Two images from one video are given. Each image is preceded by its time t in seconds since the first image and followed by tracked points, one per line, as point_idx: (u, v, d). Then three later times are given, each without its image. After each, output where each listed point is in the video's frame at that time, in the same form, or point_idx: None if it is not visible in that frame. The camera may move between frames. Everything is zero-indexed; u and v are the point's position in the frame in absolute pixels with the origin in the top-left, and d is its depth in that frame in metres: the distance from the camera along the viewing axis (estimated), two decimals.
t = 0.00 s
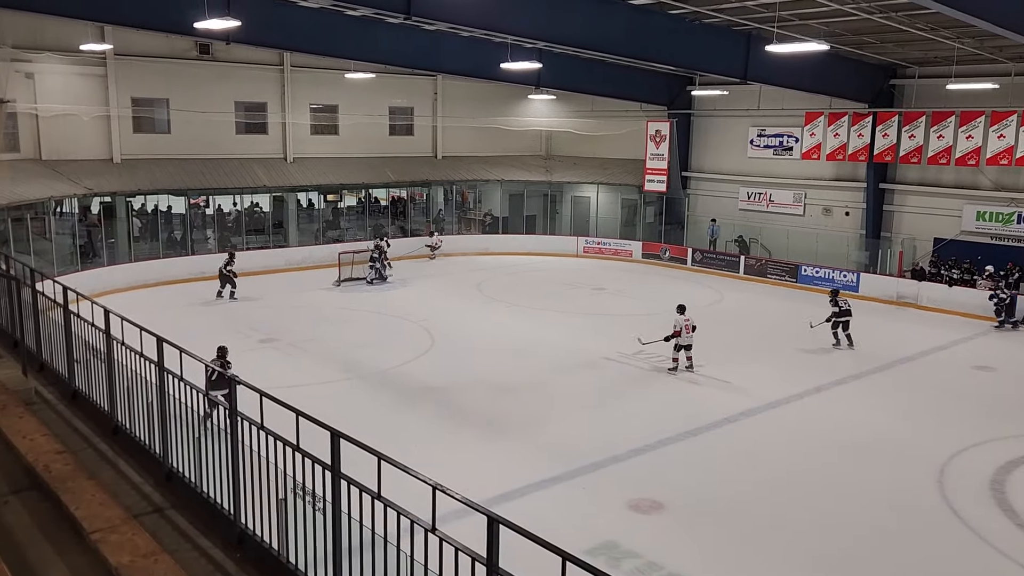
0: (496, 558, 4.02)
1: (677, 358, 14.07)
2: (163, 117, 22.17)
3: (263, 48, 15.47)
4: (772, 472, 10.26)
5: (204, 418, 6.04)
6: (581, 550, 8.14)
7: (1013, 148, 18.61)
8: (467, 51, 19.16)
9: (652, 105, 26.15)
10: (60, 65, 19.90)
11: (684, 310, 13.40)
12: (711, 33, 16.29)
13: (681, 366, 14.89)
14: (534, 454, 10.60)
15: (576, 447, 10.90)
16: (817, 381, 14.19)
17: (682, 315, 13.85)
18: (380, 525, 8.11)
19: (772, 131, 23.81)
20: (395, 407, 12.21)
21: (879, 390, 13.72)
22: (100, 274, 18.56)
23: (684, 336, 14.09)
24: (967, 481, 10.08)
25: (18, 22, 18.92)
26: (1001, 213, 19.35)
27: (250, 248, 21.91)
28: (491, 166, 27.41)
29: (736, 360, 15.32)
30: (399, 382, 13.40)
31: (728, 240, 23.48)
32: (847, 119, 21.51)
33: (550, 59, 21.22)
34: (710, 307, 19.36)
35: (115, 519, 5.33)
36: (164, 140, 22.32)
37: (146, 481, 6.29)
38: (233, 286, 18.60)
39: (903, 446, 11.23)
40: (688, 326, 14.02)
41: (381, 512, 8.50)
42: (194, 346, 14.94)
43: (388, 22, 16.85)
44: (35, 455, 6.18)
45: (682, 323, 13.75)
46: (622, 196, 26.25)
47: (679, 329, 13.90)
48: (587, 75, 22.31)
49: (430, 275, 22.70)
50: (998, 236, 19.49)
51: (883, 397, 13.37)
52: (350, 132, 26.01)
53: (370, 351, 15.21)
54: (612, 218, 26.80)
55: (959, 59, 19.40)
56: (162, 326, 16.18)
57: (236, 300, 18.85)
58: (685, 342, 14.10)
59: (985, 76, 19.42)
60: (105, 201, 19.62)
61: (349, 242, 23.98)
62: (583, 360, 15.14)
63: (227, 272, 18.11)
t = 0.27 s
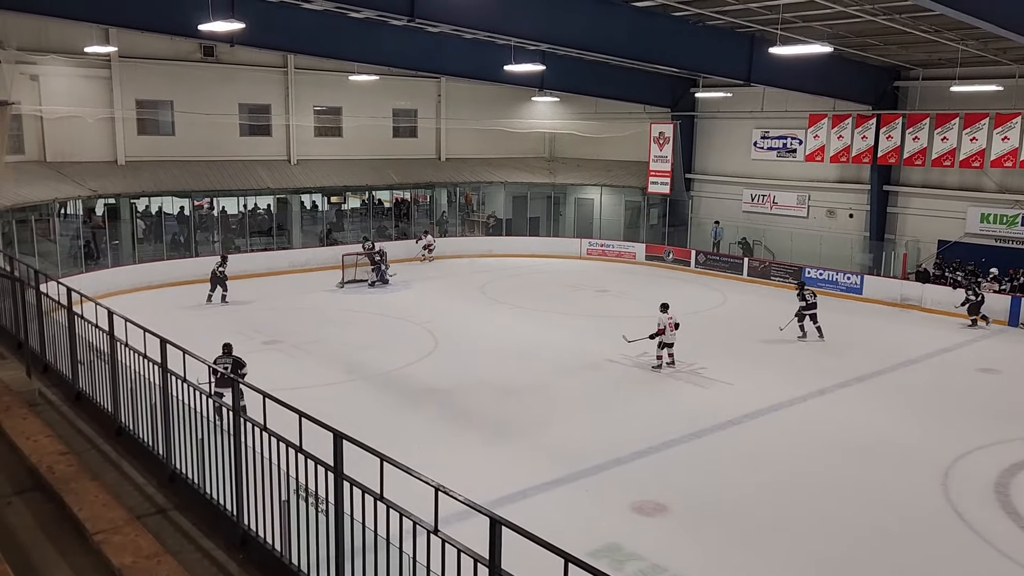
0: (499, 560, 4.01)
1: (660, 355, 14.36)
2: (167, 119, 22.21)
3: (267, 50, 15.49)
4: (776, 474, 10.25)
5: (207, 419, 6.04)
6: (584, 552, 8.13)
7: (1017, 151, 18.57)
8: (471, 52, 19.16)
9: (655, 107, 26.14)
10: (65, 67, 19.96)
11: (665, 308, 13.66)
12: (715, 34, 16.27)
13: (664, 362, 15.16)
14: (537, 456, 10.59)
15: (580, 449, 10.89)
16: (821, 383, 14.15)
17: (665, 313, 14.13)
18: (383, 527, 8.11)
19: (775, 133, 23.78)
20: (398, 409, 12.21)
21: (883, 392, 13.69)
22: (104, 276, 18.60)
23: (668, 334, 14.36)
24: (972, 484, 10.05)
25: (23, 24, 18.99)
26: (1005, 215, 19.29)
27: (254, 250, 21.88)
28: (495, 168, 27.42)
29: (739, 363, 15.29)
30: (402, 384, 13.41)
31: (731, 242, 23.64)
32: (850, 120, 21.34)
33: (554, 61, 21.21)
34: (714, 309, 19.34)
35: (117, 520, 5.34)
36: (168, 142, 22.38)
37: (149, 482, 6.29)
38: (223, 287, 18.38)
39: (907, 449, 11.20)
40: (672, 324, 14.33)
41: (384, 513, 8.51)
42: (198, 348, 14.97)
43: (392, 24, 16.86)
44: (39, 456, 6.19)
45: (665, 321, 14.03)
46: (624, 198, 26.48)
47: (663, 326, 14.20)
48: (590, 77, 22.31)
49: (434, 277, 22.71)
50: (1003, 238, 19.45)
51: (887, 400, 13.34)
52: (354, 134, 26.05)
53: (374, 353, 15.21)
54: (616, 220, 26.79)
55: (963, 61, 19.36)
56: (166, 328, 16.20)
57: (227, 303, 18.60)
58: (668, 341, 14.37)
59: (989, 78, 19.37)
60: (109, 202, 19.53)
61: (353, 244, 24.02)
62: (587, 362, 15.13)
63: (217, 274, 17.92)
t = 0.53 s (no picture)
0: (500, 562, 4.01)
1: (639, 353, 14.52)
2: (170, 120, 22.23)
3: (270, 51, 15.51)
4: (779, 476, 10.23)
5: (209, 419, 6.04)
6: (586, 553, 8.13)
7: (1021, 151, 18.29)
8: (474, 53, 19.16)
9: (658, 108, 26.13)
10: (68, 67, 19.98)
11: (645, 305, 13.86)
12: (718, 35, 16.26)
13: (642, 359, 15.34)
14: (539, 457, 10.58)
15: (583, 450, 10.89)
16: (824, 385, 14.13)
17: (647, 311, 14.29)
18: (384, 528, 8.11)
19: (778, 135, 23.78)
20: (401, 409, 12.21)
21: (885, 394, 13.68)
22: (107, 276, 18.62)
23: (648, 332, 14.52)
24: (975, 486, 10.04)
25: (26, 24, 19.02)
26: (1008, 217, 19.25)
27: (256, 250, 21.89)
28: (497, 169, 27.41)
29: (741, 364, 15.27)
30: (404, 385, 13.40)
31: (734, 243, 23.70)
32: (853, 122, 21.03)
33: (557, 62, 21.21)
34: (716, 310, 19.32)
35: (120, 520, 5.33)
36: (171, 142, 22.40)
37: (150, 483, 6.29)
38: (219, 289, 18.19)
39: (910, 451, 11.18)
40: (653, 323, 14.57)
41: (386, 514, 8.51)
42: (200, 348, 14.98)
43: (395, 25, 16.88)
44: (40, 456, 6.19)
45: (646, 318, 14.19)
46: (627, 198, 26.36)
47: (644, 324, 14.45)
48: (592, 78, 22.30)
49: (436, 277, 22.70)
50: (1006, 241, 19.41)
51: (890, 402, 13.32)
52: (356, 135, 26.06)
53: (376, 353, 15.21)
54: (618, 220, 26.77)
55: (967, 62, 19.32)
56: (169, 328, 16.23)
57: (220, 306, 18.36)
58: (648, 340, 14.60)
59: (992, 80, 19.33)
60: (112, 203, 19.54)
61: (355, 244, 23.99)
62: (589, 363, 15.13)
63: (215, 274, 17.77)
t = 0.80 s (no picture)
0: (500, 563, 4.00)
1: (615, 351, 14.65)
2: (171, 119, 22.25)
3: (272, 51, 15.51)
4: (779, 477, 10.22)
5: (209, 420, 6.04)
6: (586, 554, 8.12)
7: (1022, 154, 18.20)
8: (476, 53, 19.17)
9: (659, 109, 26.13)
10: (70, 66, 19.98)
11: (627, 304, 13.96)
12: (719, 36, 16.24)
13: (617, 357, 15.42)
14: (539, 458, 10.58)
15: (583, 451, 10.88)
16: (824, 386, 14.13)
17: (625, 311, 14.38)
18: (384, 529, 8.10)
19: (779, 136, 23.77)
20: (401, 410, 12.21)
21: (886, 396, 13.68)
22: (108, 275, 18.62)
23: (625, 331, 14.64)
24: (975, 488, 10.04)
25: (28, 24, 19.03)
26: (1009, 219, 19.22)
27: (257, 250, 21.90)
28: (498, 169, 27.41)
29: (742, 365, 15.27)
30: (405, 385, 13.40)
31: (735, 244, 23.73)
32: (855, 123, 21.01)
33: (558, 63, 21.22)
34: (717, 312, 19.32)
35: (119, 521, 5.33)
36: (172, 142, 22.40)
37: (151, 483, 6.29)
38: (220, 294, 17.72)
39: (910, 453, 11.18)
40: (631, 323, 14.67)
41: (386, 515, 8.50)
42: (201, 347, 14.99)
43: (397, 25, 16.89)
44: (40, 456, 6.19)
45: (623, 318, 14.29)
46: (628, 200, 26.43)
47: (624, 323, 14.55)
48: (594, 79, 22.30)
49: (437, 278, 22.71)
50: (1007, 242, 19.40)
51: (890, 403, 13.32)
52: (358, 135, 26.07)
53: (376, 353, 15.21)
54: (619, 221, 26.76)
55: (968, 64, 19.32)
56: (169, 328, 16.23)
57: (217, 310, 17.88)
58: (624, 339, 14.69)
59: (994, 81, 19.32)
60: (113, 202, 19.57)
61: (356, 244, 23.98)
62: (590, 364, 15.13)
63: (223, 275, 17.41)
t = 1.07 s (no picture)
0: (500, 564, 3.98)
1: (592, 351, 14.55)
2: (171, 119, 22.25)
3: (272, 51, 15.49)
4: (779, 479, 10.20)
5: (208, 421, 6.02)
6: (585, 556, 8.10)
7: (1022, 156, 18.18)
8: (476, 54, 19.16)
9: (660, 110, 26.12)
10: (70, 66, 19.97)
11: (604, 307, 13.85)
12: (720, 37, 16.24)
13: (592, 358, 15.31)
14: (539, 459, 10.57)
15: (583, 452, 10.86)
16: (825, 388, 14.11)
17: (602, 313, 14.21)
18: (383, 530, 8.09)
19: (780, 138, 23.75)
20: (401, 410, 12.19)
21: (886, 397, 13.67)
22: (107, 275, 18.61)
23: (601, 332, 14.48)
24: (975, 490, 10.03)
25: (29, 23, 19.02)
26: (1009, 221, 19.24)
27: (257, 250, 21.90)
28: (499, 170, 27.39)
29: (741, 367, 15.25)
30: (404, 386, 13.37)
31: (736, 246, 23.67)
32: (855, 125, 21.07)
33: (559, 64, 21.22)
34: (717, 313, 19.30)
35: (117, 521, 5.32)
36: (172, 142, 22.38)
37: (150, 483, 6.27)
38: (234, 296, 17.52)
39: (910, 454, 11.18)
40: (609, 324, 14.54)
41: (385, 516, 8.49)
42: (200, 347, 14.97)
43: (397, 25, 16.88)
44: (39, 456, 6.18)
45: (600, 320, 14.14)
46: (628, 200, 26.51)
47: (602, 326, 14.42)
48: (594, 80, 22.29)
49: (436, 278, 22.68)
50: (1007, 244, 19.41)
51: (890, 405, 13.30)
52: (358, 135, 26.06)
53: (376, 354, 15.19)
54: (620, 222, 26.74)
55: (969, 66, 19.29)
56: (169, 328, 16.21)
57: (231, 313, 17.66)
58: (600, 341, 14.58)
59: (994, 83, 19.31)
60: (113, 202, 19.58)
61: (356, 244, 23.94)
62: (590, 365, 15.12)
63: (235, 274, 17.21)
